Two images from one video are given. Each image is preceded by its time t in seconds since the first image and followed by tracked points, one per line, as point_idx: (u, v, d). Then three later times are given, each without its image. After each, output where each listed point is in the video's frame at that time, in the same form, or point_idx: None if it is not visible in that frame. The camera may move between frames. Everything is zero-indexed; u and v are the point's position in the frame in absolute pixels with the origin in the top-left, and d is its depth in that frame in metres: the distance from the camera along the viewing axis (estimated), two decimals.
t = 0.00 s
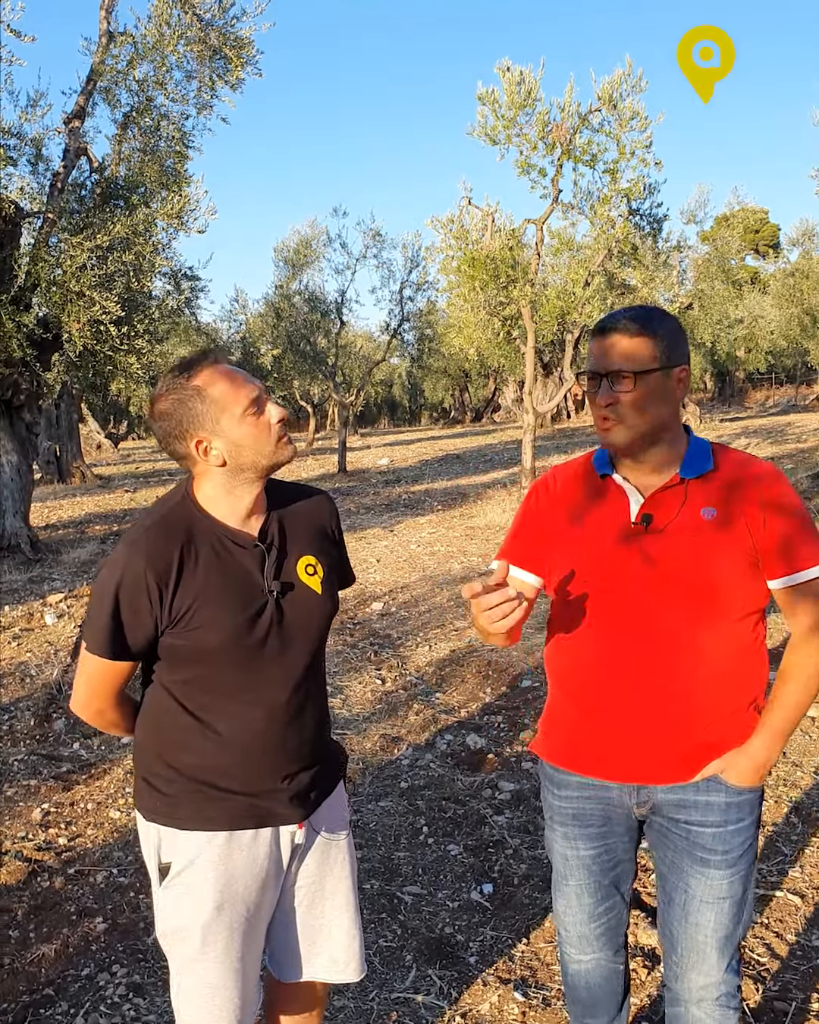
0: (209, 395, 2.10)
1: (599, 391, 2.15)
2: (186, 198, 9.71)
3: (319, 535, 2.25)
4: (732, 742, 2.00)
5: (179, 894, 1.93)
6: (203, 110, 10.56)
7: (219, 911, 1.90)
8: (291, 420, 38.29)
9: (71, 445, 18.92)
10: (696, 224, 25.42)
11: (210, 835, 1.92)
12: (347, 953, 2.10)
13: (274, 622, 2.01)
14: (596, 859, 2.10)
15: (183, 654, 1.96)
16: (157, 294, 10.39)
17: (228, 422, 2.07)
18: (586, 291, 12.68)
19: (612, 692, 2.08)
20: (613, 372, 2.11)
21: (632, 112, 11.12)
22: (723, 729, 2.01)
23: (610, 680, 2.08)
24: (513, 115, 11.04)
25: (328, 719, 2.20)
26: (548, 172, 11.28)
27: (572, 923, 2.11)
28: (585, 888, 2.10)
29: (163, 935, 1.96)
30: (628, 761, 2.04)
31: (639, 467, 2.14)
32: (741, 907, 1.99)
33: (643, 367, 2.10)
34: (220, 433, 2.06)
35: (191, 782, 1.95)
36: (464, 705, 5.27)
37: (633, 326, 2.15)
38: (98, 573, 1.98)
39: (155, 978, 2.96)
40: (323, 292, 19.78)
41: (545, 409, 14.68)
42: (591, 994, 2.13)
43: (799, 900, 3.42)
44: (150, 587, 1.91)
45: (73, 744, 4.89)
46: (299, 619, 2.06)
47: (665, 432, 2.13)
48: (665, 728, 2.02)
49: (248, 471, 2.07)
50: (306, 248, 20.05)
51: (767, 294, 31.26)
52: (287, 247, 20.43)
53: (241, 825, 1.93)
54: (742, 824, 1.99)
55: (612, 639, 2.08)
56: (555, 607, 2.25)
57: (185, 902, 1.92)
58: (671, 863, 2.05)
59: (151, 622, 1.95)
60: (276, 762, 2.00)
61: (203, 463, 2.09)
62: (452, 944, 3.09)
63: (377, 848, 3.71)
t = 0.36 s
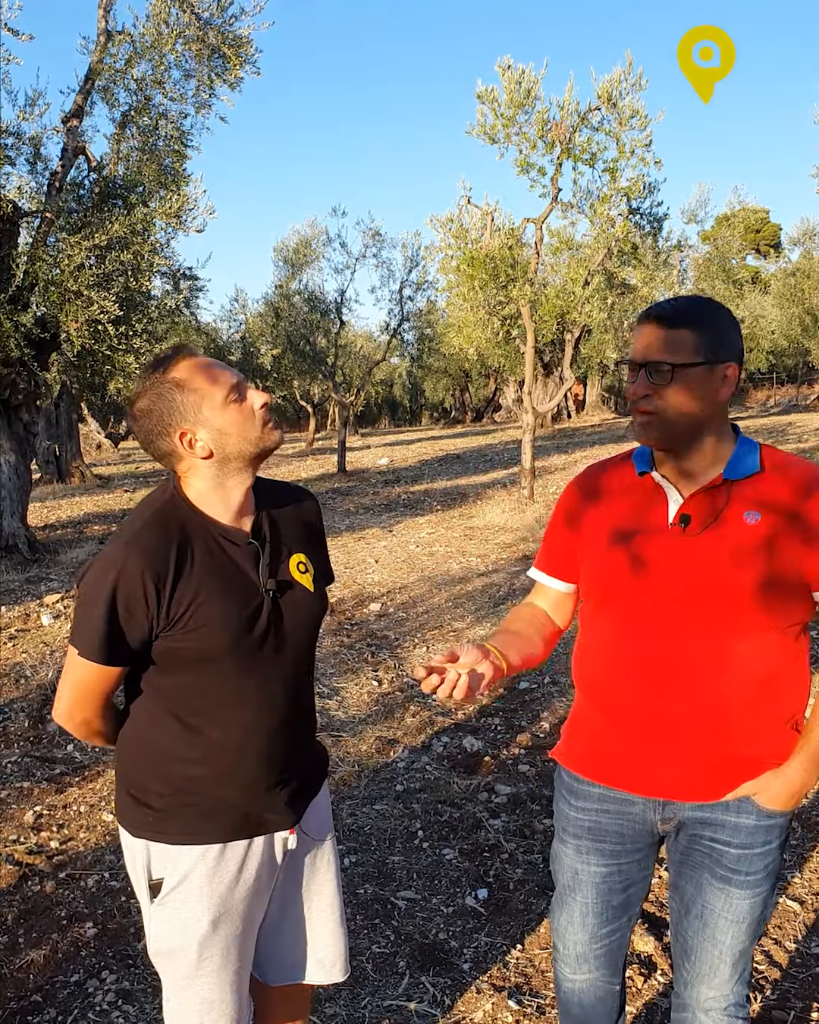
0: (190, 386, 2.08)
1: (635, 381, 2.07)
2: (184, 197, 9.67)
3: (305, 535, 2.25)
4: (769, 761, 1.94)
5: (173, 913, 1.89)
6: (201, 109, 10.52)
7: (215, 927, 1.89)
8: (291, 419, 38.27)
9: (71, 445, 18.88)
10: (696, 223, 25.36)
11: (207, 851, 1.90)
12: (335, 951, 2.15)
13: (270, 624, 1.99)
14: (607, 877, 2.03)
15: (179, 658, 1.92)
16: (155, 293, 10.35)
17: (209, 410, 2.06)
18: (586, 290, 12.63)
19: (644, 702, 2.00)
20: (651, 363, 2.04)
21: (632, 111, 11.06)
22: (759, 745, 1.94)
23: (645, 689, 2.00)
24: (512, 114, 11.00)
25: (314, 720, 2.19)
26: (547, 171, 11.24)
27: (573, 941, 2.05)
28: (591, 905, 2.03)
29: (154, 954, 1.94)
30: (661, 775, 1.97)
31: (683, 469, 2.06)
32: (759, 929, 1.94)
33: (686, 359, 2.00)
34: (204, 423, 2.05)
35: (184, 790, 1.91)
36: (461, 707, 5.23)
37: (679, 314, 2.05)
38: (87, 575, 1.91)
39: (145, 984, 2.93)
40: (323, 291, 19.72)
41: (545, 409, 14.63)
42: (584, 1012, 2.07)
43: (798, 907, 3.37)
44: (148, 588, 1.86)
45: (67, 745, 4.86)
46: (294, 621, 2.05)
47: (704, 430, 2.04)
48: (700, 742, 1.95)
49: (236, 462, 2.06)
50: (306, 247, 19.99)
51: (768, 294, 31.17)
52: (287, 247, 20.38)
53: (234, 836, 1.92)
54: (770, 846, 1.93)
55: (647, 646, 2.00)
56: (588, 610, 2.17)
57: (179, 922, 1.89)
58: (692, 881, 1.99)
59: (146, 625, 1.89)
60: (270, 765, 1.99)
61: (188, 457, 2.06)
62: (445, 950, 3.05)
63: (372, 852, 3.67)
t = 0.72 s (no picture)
0: (188, 390, 2.08)
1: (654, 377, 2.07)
2: (186, 197, 9.68)
3: (291, 536, 2.27)
4: (781, 767, 1.89)
5: (158, 914, 1.89)
6: (204, 110, 10.54)
7: (201, 926, 1.90)
8: (295, 419, 38.29)
9: (75, 445, 18.90)
10: (700, 223, 25.31)
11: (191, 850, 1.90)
12: (324, 948, 2.15)
13: (258, 627, 2.01)
14: (609, 877, 1.99)
15: (166, 659, 1.91)
16: (158, 294, 10.36)
17: (207, 416, 2.06)
18: (588, 290, 12.62)
19: (654, 701, 1.96)
20: (667, 358, 2.04)
21: (634, 110, 11.05)
22: (770, 751, 1.89)
23: (654, 688, 1.96)
24: (514, 114, 10.99)
25: (298, 721, 2.20)
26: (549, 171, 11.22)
27: (572, 943, 2.00)
28: (591, 906, 1.99)
29: (140, 955, 1.93)
30: (670, 776, 1.93)
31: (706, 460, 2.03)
32: (761, 936, 1.90)
33: (704, 356, 2.00)
34: (199, 430, 2.05)
35: (168, 793, 1.91)
36: (460, 706, 5.23)
37: (698, 312, 2.04)
38: (75, 574, 1.89)
39: (140, 981, 2.93)
40: (325, 291, 19.70)
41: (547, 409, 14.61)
42: (580, 1014, 2.04)
43: (795, 908, 3.36)
44: (137, 591, 1.85)
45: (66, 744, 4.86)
46: (281, 622, 2.07)
47: (727, 424, 2.02)
48: (711, 745, 1.90)
49: (228, 468, 2.07)
50: (309, 248, 19.99)
51: (772, 295, 31.09)
52: (290, 247, 20.37)
53: (221, 835, 1.92)
54: (778, 853, 1.89)
55: (658, 643, 1.96)
56: (599, 605, 2.13)
57: (164, 923, 1.89)
58: (697, 885, 1.94)
59: (135, 627, 1.88)
60: (258, 767, 2.00)
61: (180, 460, 2.06)
62: (441, 949, 3.05)
63: (369, 851, 3.67)
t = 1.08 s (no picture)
0: (188, 396, 2.13)
1: (681, 386, 2.04)
2: (199, 199, 9.76)
3: (291, 539, 2.30)
4: (791, 768, 1.91)
5: (154, 906, 1.95)
6: (217, 112, 10.61)
7: (196, 919, 1.95)
8: (307, 419, 38.43)
9: (88, 445, 19.04)
10: (713, 222, 25.21)
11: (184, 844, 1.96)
12: (334, 948, 2.17)
13: (249, 626, 2.05)
14: (614, 871, 1.99)
15: (156, 657, 1.97)
16: (171, 295, 10.44)
17: (204, 424, 2.11)
18: (599, 291, 12.63)
19: (667, 700, 1.98)
20: (696, 368, 2.00)
21: (646, 111, 11.04)
22: (783, 755, 1.91)
23: (672, 688, 1.97)
24: (525, 115, 11.00)
25: (299, 715, 2.25)
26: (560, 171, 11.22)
27: (571, 941, 1.97)
28: (594, 902, 1.97)
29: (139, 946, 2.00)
30: (683, 775, 1.95)
31: (731, 467, 2.02)
32: (771, 931, 1.91)
33: (732, 365, 1.98)
34: (196, 436, 2.10)
35: (164, 787, 1.97)
36: (469, 706, 5.26)
37: (726, 319, 2.02)
38: (67, 574, 1.98)
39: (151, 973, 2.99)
40: (337, 292, 19.77)
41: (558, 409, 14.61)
42: (580, 1015, 2.01)
43: (801, 906, 3.37)
44: (123, 590, 1.93)
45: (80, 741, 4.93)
46: (274, 621, 2.11)
47: (750, 436, 2.00)
48: (724, 748, 1.92)
49: (222, 473, 2.12)
50: (321, 249, 20.06)
51: (786, 295, 30.89)
52: (302, 248, 20.44)
53: (215, 831, 1.97)
54: (790, 850, 1.91)
55: (673, 645, 1.98)
56: (616, 600, 2.15)
57: (159, 915, 1.95)
58: (707, 881, 1.95)
59: (122, 626, 1.96)
60: (254, 763, 2.04)
61: (176, 464, 2.12)
62: (448, 944, 3.08)
63: (377, 847, 3.71)
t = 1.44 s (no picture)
0: (185, 411, 2.23)
1: (687, 391, 2.11)
2: (205, 201, 9.83)
3: (290, 541, 2.35)
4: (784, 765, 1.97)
5: (153, 898, 2.04)
6: (223, 115, 10.68)
7: (192, 912, 2.03)
8: (313, 419, 38.52)
9: (94, 446, 19.13)
10: (718, 223, 25.20)
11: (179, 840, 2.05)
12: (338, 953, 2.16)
13: (240, 626, 2.12)
14: (624, 864, 2.04)
15: (147, 656, 2.07)
16: (178, 297, 10.50)
17: (198, 439, 2.20)
18: (604, 292, 12.66)
19: (664, 699, 2.02)
20: (702, 373, 2.07)
21: (649, 114, 11.07)
22: (776, 755, 1.96)
23: (671, 686, 2.01)
24: (530, 118, 11.05)
25: (305, 712, 2.31)
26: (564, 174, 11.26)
27: (586, 936, 2.01)
28: (607, 896, 2.02)
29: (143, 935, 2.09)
30: (680, 774, 2.00)
31: (727, 471, 2.08)
32: (762, 923, 1.96)
33: (741, 372, 2.03)
34: (189, 449, 2.19)
35: (163, 782, 2.07)
36: (473, 706, 5.31)
37: (735, 328, 2.08)
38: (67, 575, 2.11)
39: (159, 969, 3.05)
40: (343, 293, 19.83)
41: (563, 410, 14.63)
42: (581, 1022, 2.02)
43: (798, 901, 3.42)
44: (113, 591, 2.04)
45: (88, 741, 5.00)
46: (266, 622, 2.16)
47: (745, 445, 2.07)
48: (720, 748, 1.97)
49: (213, 484, 2.19)
50: (327, 250, 20.11)
51: (793, 295, 30.81)
52: (308, 250, 20.51)
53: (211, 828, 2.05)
54: (782, 845, 1.96)
55: (671, 648, 2.02)
56: (614, 603, 2.19)
57: (158, 906, 2.04)
58: (701, 876, 2.00)
59: (115, 626, 2.07)
60: (255, 759, 2.11)
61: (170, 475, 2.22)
62: (450, 940, 3.14)
63: (381, 845, 3.77)
